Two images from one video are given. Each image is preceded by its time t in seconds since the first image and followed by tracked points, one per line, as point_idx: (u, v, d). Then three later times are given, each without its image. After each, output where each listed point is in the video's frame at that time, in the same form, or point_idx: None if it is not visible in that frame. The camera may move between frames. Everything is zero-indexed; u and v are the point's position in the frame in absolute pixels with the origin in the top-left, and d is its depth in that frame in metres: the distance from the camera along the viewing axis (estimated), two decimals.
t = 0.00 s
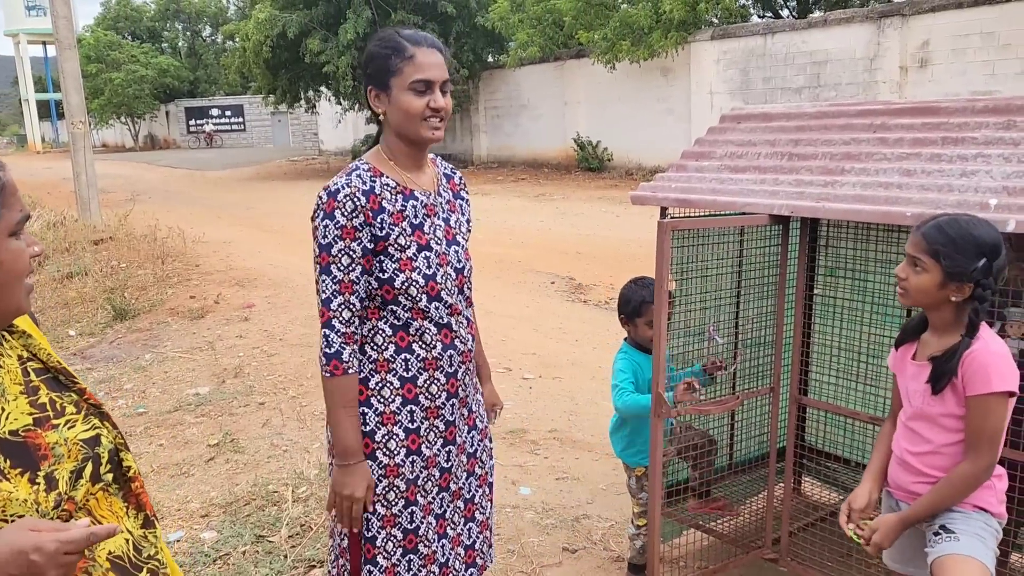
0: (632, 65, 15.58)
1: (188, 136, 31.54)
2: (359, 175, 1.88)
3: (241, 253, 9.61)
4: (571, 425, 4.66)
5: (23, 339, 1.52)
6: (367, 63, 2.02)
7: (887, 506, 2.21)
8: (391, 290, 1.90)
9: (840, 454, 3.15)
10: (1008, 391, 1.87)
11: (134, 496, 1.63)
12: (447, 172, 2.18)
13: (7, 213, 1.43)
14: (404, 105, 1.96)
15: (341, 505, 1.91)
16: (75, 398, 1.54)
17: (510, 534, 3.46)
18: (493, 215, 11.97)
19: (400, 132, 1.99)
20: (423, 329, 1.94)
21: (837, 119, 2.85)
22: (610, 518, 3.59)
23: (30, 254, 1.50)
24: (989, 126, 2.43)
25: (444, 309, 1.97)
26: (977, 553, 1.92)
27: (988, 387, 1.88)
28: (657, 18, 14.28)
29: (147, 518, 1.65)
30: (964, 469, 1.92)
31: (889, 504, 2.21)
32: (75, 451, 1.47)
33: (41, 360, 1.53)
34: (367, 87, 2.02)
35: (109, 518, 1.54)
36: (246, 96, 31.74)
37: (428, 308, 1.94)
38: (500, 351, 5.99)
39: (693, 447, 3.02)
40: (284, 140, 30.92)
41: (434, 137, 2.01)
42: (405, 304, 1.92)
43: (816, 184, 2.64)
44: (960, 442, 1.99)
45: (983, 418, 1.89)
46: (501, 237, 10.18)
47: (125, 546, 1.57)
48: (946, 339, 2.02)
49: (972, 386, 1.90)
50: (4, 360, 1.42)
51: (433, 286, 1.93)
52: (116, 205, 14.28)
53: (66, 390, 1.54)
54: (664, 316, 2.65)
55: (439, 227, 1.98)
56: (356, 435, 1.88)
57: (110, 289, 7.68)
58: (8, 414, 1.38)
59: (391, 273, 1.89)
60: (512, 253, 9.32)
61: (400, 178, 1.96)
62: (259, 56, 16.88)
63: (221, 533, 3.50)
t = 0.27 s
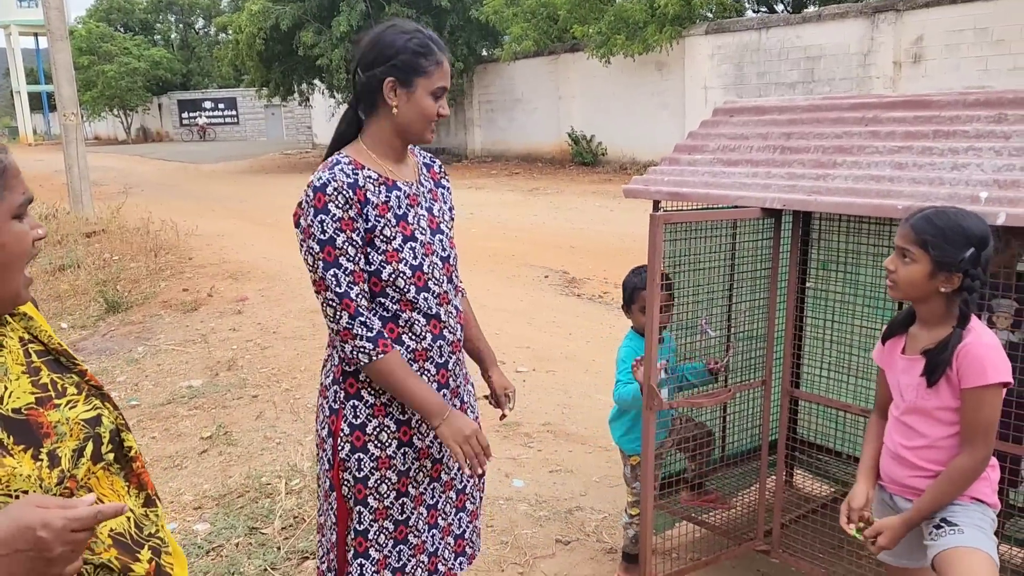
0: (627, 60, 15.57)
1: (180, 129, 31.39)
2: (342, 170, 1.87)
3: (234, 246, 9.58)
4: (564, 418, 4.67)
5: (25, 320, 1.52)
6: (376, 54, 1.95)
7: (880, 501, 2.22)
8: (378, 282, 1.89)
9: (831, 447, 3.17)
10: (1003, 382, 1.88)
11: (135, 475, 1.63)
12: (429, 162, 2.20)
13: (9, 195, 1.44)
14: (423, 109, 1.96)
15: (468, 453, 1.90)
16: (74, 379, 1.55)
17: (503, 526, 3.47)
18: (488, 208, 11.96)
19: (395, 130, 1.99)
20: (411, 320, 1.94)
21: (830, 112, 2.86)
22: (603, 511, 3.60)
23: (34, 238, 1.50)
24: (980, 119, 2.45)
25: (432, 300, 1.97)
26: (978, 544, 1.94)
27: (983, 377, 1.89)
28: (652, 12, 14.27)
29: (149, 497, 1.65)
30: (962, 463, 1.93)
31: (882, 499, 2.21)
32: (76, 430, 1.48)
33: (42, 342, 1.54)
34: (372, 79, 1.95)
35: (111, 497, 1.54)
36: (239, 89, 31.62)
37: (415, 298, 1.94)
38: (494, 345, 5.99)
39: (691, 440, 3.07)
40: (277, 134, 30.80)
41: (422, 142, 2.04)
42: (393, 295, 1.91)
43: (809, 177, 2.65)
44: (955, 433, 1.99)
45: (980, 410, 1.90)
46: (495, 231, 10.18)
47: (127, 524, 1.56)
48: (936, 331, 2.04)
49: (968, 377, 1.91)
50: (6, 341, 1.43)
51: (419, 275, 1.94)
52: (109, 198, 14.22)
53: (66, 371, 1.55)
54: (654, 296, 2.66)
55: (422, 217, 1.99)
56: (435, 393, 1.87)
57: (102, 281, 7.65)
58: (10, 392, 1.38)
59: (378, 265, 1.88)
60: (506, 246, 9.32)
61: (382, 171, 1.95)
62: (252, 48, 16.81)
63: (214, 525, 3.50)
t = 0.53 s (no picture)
0: (624, 53, 15.54)
1: (176, 121, 31.28)
2: (340, 164, 1.84)
3: (229, 238, 9.55)
4: (560, 411, 4.67)
5: (29, 306, 1.52)
6: (382, 45, 1.91)
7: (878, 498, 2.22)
8: (378, 277, 1.87)
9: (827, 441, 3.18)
10: (1003, 374, 1.90)
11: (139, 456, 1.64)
12: (413, 154, 2.20)
13: (19, 184, 1.41)
14: (425, 102, 1.96)
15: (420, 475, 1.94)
16: (78, 363, 1.55)
17: (498, 518, 3.47)
18: (484, 202, 11.94)
19: (394, 123, 1.97)
20: (411, 313, 1.93)
21: (827, 106, 2.86)
22: (598, 504, 3.60)
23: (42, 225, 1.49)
24: (977, 114, 2.45)
25: (430, 292, 1.97)
26: (984, 536, 1.95)
27: (984, 371, 1.90)
28: (649, 6, 14.25)
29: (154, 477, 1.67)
30: (965, 456, 1.94)
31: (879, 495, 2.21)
32: (84, 412, 1.49)
33: (45, 327, 1.54)
34: (378, 69, 1.91)
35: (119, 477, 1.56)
36: (235, 81, 31.52)
37: (414, 292, 1.93)
38: (490, 338, 5.99)
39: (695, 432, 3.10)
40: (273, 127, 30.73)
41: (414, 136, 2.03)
42: (393, 290, 1.90)
43: (805, 171, 2.65)
44: (954, 427, 2.00)
45: (980, 403, 1.91)
46: (491, 225, 10.17)
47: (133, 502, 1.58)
48: (930, 325, 2.04)
49: (967, 371, 1.92)
50: (13, 327, 1.43)
51: (418, 269, 1.93)
52: (104, 189, 14.18)
53: (71, 355, 1.56)
54: (649, 290, 2.67)
55: (417, 210, 1.98)
56: (411, 409, 1.89)
57: (97, 274, 7.64)
58: (20, 375, 1.39)
59: (378, 260, 1.87)
60: (502, 240, 9.31)
61: (377, 163, 1.93)
62: (248, 40, 16.75)
63: (209, 517, 3.50)
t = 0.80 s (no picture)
0: (622, 49, 15.54)
1: (173, 116, 31.19)
2: (346, 164, 1.83)
3: (227, 234, 9.55)
4: (558, 407, 4.69)
5: (40, 295, 1.52)
6: (385, 41, 1.89)
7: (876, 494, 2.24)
8: (385, 277, 1.88)
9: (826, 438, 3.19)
10: (1002, 370, 1.91)
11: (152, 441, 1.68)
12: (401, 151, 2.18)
13: (37, 176, 1.41)
14: (425, 99, 1.96)
15: (332, 506, 1.90)
16: (90, 352, 1.56)
17: (498, 513, 3.48)
18: (482, 198, 11.95)
19: (393, 120, 1.97)
20: (416, 311, 1.94)
21: (826, 103, 2.87)
22: (597, 499, 3.62)
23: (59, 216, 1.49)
24: (975, 111, 2.46)
25: (432, 288, 1.98)
26: (988, 532, 1.97)
27: (983, 367, 1.92)
28: (648, 2, 14.25)
29: (168, 459, 1.71)
30: (964, 452, 1.95)
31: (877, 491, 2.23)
32: (104, 397, 1.52)
33: (58, 317, 1.54)
34: (381, 65, 1.89)
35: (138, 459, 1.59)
36: (232, 76, 31.45)
37: (418, 289, 1.94)
38: (489, 334, 6.00)
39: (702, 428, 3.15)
40: (270, 122, 30.68)
41: (409, 132, 2.03)
42: (399, 289, 1.91)
43: (804, 167, 2.66)
44: (953, 423, 2.02)
45: (981, 399, 1.93)
46: (489, 221, 10.18)
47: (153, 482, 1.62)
48: (928, 322, 2.05)
49: (968, 367, 1.93)
50: (32, 315, 1.46)
51: (421, 266, 1.94)
52: (101, 184, 14.16)
53: (82, 344, 1.57)
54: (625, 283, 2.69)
55: (415, 208, 1.99)
56: (352, 434, 1.86)
57: (95, 268, 7.63)
58: (46, 362, 1.41)
59: (385, 261, 1.87)
60: (500, 236, 9.32)
61: (379, 162, 1.94)
62: (246, 34, 16.71)
63: (209, 510, 3.51)
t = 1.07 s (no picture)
0: (619, 47, 15.53)
1: (168, 111, 31.08)
2: (349, 170, 1.81)
3: (222, 229, 9.52)
4: (554, 404, 4.69)
5: (46, 290, 1.51)
6: (379, 41, 1.87)
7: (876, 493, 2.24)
8: (383, 281, 1.86)
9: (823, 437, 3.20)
10: (1005, 369, 1.92)
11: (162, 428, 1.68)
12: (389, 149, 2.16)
13: (54, 176, 1.41)
14: (418, 98, 1.96)
15: (359, 511, 1.89)
16: (96, 343, 1.54)
17: (494, 510, 3.49)
18: (478, 195, 11.94)
19: (387, 120, 1.97)
20: (408, 309, 1.93)
21: (825, 101, 2.87)
22: (594, 496, 3.62)
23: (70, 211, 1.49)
24: (974, 110, 2.46)
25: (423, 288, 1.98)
26: (990, 530, 1.98)
27: (986, 367, 1.92)
28: None
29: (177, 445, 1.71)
30: (967, 451, 1.96)
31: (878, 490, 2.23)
32: (114, 387, 1.51)
33: (63, 310, 1.52)
34: (377, 64, 1.88)
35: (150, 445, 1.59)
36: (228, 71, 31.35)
37: (411, 291, 1.94)
38: (486, 331, 6.00)
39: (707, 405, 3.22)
40: (266, 118, 30.61)
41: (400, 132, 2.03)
42: (395, 292, 1.89)
43: (803, 166, 2.66)
44: (955, 421, 2.03)
45: (982, 397, 1.94)
46: (485, 218, 10.17)
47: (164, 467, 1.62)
48: (929, 322, 2.06)
49: (970, 366, 1.94)
50: (42, 308, 1.44)
51: (415, 269, 1.94)
52: (96, 179, 14.11)
53: (87, 336, 1.54)
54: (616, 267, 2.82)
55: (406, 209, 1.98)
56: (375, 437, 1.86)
57: (89, 263, 7.61)
58: (58, 353, 1.40)
59: (385, 264, 1.85)
60: (496, 232, 9.32)
61: (375, 164, 1.92)
62: (242, 30, 16.67)
63: (206, 507, 3.50)
